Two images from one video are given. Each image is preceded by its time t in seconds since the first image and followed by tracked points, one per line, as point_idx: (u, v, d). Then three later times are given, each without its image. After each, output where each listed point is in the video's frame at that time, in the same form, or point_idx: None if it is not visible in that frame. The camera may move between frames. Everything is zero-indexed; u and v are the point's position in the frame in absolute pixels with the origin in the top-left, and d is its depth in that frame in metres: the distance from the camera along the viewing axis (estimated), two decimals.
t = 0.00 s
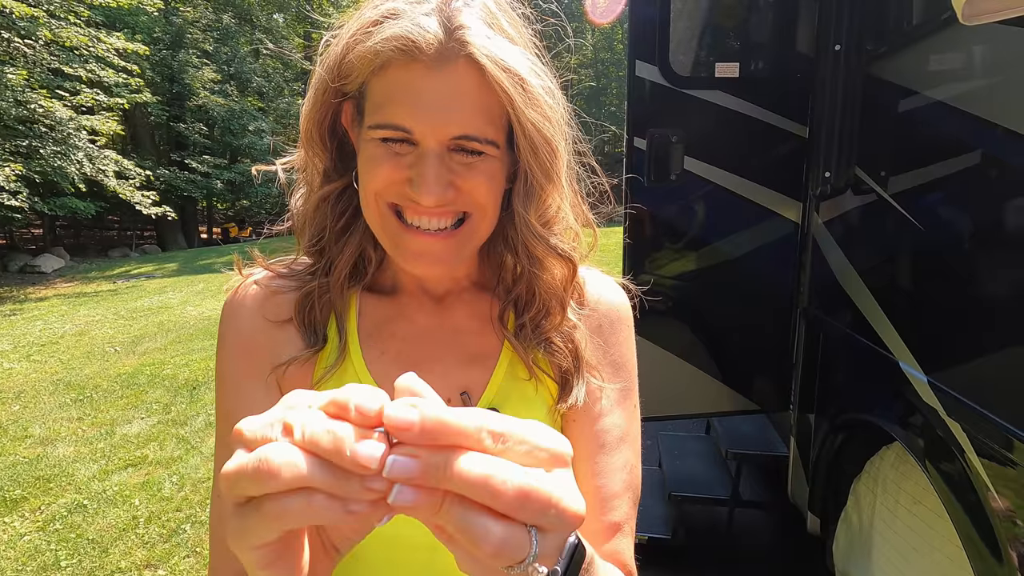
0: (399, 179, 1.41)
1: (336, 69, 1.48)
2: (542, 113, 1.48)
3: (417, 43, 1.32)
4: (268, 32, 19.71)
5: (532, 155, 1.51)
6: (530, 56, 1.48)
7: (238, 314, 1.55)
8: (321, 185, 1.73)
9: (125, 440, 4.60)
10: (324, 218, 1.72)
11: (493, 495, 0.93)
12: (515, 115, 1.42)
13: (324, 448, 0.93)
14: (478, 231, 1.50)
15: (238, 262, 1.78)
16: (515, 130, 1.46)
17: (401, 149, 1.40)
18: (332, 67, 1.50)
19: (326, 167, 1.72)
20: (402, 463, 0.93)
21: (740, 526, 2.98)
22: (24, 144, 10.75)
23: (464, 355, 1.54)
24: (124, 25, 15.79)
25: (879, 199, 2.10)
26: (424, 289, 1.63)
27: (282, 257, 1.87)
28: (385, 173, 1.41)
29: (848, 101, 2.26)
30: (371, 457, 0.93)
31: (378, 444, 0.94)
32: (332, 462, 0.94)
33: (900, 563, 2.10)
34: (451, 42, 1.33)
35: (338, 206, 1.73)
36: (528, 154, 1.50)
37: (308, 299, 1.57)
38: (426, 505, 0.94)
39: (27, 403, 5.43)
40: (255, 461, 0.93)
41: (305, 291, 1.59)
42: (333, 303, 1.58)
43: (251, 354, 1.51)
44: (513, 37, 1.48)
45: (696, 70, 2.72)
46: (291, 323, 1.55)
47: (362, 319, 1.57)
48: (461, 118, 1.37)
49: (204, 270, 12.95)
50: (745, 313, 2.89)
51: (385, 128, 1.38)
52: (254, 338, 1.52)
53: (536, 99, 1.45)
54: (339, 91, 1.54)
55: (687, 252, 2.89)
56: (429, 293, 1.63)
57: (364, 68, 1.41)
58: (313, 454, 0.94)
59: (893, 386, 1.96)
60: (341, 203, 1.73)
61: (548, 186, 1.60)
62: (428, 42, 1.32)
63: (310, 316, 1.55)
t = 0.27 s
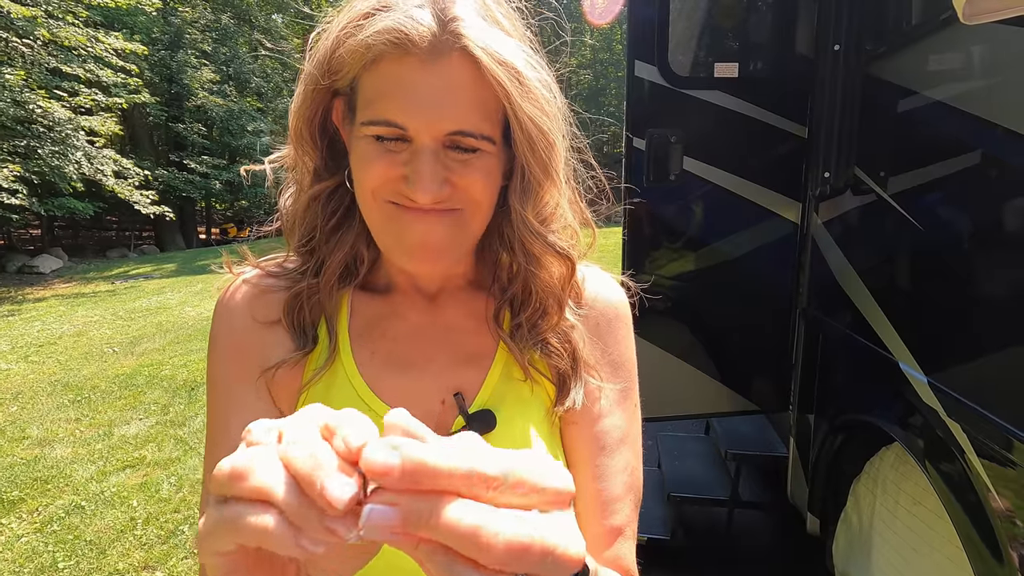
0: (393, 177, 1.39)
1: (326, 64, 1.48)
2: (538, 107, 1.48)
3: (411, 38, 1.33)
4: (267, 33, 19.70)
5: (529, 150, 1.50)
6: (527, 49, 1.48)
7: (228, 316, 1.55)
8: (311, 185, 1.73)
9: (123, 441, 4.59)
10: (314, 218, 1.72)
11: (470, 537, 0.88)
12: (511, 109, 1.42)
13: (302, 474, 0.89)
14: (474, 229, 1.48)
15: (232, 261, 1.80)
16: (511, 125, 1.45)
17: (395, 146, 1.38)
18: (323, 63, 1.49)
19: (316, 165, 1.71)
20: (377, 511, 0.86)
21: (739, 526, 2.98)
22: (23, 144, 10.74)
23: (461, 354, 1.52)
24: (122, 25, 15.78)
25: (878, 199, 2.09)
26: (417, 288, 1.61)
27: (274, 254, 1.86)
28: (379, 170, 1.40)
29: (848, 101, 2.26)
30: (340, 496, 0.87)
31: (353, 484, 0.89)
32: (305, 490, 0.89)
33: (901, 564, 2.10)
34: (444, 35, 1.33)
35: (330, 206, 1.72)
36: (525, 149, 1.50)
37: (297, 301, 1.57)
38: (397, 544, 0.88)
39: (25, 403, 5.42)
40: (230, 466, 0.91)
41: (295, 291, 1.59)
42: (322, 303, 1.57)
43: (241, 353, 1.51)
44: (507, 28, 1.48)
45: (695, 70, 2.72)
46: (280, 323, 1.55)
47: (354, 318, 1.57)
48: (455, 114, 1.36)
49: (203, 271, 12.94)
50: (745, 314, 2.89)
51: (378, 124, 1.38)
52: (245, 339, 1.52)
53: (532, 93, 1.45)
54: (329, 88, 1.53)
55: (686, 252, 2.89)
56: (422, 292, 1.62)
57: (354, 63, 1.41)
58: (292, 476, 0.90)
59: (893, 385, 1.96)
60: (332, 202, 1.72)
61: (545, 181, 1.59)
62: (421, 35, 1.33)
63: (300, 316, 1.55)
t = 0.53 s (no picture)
0: (396, 177, 1.39)
1: (327, 63, 1.47)
2: (544, 106, 1.47)
3: (415, 35, 1.33)
4: (265, 32, 19.68)
5: (534, 149, 1.50)
6: (531, 48, 1.48)
7: (228, 315, 1.55)
8: (309, 185, 1.72)
9: (122, 441, 4.58)
10: (313, 219, 1.72)
11: None
12: (517, 108, 1.42)
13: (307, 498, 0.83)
14: (477, 229, 1.48)
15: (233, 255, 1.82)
16: (517, 124, 1.45)
17: (397, 147, 1.38)
18: (323, 61, 1.48)
19: (314, 164, 1.70)
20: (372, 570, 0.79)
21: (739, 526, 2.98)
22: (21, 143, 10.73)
23: (461, 353, 1.52)
24: (121, 24, 15.76)
25: (878, 199, 2.09)
26: (417, 288, 1.61)
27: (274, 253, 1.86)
28: (382, 171, 1.40)
29: (848, 100, 2.26)
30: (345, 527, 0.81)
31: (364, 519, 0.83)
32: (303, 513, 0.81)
33: (901, 564, 2.09)
34: (449, 33, 1.33)
35: (329, 206, 1.72)
36: (530, 148, 1.49)
37: (295, 301, 1.57)
38: None
39: (23, 404, 5.41)
40: (215, 487, 0.80)
41: (293, 290, 1.59)
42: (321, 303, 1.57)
43: (239, 349, 1.51)
44: (512, 26, 1.47)
45: (695, 69, 2.72)
46: (278, 322, 1.55)
47: (353, 319, 1.57)
48: (459, 115, 1.35)
49: (202, 270, 12.93)
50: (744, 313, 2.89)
51: (380, 124, 1.37)
52: (244, 338, 1.52)
53: (538, 92, 1.45)
54: (328, 87, 1.52)
55: (686, 252, 2.89)
56: (422, 291, 1.61)
57: (355, 62, 1.40)
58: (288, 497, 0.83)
59: (893, 385, 1.96)
60: (332, 201, 1.72)
61: (550, 180, 1.58)
62: (426, 33, 1.32)
63: (298, 314, 1.55)
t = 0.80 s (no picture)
0: (395, 182, 1.39)
1: (325, 64, 1.47)
2: (545, 110, 1.47)
3: (413, 40, 1.31)
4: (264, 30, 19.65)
5: (534, 154, 1.49)
6: (532, 50, 1.47)
7: (230, 316, 1.56)
8: (307, 186, 1.72)
9: (121, 440, 4.57)
10: (311, 220, 1.71)
11: None
12: (517, 113, 1.41)
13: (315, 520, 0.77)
14: (477, 233, 1.48)
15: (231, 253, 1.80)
16: (517, 129, 1.45)
17: (396, 151, 1.38)
18: (322, 62, 1.47)
19: (312, 166, 1.70)
20: None
21: (739, 525, 2.98)
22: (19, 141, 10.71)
23: (460, 353, 1.51)
24: (119, 22, 15.73)
25: (878, 197, 2.09)
26: (417, 288, 1.60)
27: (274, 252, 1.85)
28: (381, 176, 1.39)
29: (847, 99, 2.26)
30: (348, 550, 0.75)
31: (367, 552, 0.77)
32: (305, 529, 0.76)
33: (900, 564, 2.09)
34: (448, 39, 1.32)
35: (327, 208, 1.71)
36: (530, 152, 1.49)
37: (295, 302, 1.56)
38: None
39: (22, 403, 5.40)
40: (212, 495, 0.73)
41: (293, 291, 1.59)
42: (321, 304, 1.57)
43: (242, 349, 1.51)
44: (513, 29, 1.46)
45: (694, 68, 2.71)
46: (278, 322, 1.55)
47: (353, 318, 1.57)
48: (459, 120, 1.35)
49: (201, 269, 12.91)
50: (745, 312, 2.88)
51: (379, 129, 1.36)
52: (245, 339, 1.52)
53: (539, 97, 1.44)
54: (327, 87, 1.52)
55: (685, 250, 2.88)
56: (421, 293, 1.61)
57: (353, 65, 1.40)
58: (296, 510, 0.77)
59: (893, 384, 1.96)
60: (330, 203, 1.71)
61: (550, 186, 1.58)
62: (424, 37, 1.30)
63: (300, 313, 1.55)
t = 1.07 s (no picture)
0: (393, 178, 1.39)
1: (321, 57, 1.47)
2: (544, 106, 1.46)
3: (411, 34, 1.30)
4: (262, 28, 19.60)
5: (534, 149, 1.49)
6: (531, 45, 1.46)
7: (227, 311, 1.55)
8: (304, 181, 1.71)
9: (119, 439, 4.56)
10: (308, 215, 1.70)
11: None
12: (516, 108, 1.41)
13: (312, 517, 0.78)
14: (476, 229, 1.48)
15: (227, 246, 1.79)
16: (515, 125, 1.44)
17: (394, 147, 1.37)
18: (320, 55, 1.47)
19: (308, 160, 1.69)
20: None
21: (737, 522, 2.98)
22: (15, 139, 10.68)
23: (458, 350, 1.51)
24: (116, 19, 15.68)
25: (876, 194, 2.08)
26: (413, 283, 1.58)
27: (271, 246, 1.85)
28: (378, 172, 1.39)
29: (847, 95, 2.26)
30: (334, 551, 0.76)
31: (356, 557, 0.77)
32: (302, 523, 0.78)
33: (898, 560, 2.09)
34: (446, 32, 1.31)
35: (324, 203, 1.71)
36: (529, 148, 1.48)
37: (292, 296, 1.56)
38: None
39: (19, 401, 5.38)
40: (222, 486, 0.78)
41: (290, 284, 1.58)
42: (317, 299, 1.56)
43: (241, 343, 1.51)
44: (512, 23, 1.46)
45: (693, 64, 2.71)
46: (276, 316, 1.54)
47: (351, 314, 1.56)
48: (458, 116, 1.34)
49: (198, 267, 12.88)
50: (743, 309, 2.88)
51: (377, 124, 1.36)
52: (242, 334, 1.51)
53: (538, 92, 1.43)
54: (324, 80, 1.51)
55: (684, 247, 2.88)
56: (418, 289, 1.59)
57: (350, 58, 1.39)
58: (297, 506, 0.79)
59: (891, 381, 1.96)
60: (326, 198, 1.71)
61: (549, 181, 1.57)
62: (422, 31, 1.30)
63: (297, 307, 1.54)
